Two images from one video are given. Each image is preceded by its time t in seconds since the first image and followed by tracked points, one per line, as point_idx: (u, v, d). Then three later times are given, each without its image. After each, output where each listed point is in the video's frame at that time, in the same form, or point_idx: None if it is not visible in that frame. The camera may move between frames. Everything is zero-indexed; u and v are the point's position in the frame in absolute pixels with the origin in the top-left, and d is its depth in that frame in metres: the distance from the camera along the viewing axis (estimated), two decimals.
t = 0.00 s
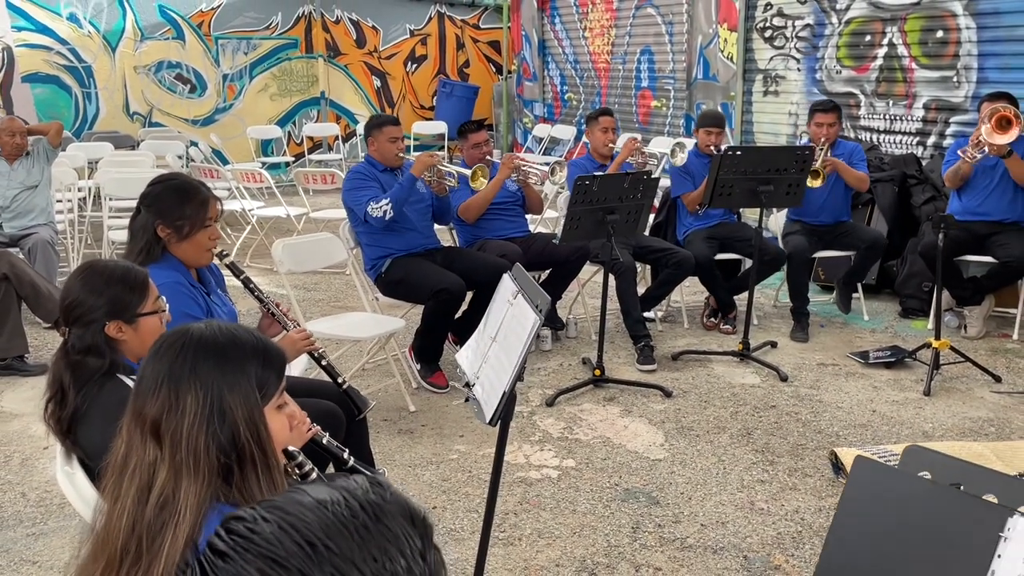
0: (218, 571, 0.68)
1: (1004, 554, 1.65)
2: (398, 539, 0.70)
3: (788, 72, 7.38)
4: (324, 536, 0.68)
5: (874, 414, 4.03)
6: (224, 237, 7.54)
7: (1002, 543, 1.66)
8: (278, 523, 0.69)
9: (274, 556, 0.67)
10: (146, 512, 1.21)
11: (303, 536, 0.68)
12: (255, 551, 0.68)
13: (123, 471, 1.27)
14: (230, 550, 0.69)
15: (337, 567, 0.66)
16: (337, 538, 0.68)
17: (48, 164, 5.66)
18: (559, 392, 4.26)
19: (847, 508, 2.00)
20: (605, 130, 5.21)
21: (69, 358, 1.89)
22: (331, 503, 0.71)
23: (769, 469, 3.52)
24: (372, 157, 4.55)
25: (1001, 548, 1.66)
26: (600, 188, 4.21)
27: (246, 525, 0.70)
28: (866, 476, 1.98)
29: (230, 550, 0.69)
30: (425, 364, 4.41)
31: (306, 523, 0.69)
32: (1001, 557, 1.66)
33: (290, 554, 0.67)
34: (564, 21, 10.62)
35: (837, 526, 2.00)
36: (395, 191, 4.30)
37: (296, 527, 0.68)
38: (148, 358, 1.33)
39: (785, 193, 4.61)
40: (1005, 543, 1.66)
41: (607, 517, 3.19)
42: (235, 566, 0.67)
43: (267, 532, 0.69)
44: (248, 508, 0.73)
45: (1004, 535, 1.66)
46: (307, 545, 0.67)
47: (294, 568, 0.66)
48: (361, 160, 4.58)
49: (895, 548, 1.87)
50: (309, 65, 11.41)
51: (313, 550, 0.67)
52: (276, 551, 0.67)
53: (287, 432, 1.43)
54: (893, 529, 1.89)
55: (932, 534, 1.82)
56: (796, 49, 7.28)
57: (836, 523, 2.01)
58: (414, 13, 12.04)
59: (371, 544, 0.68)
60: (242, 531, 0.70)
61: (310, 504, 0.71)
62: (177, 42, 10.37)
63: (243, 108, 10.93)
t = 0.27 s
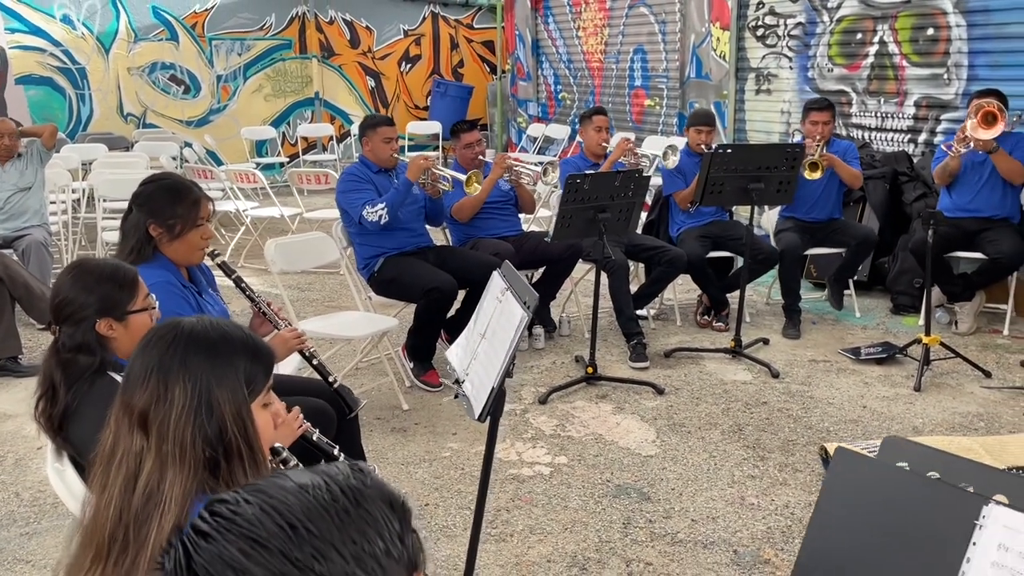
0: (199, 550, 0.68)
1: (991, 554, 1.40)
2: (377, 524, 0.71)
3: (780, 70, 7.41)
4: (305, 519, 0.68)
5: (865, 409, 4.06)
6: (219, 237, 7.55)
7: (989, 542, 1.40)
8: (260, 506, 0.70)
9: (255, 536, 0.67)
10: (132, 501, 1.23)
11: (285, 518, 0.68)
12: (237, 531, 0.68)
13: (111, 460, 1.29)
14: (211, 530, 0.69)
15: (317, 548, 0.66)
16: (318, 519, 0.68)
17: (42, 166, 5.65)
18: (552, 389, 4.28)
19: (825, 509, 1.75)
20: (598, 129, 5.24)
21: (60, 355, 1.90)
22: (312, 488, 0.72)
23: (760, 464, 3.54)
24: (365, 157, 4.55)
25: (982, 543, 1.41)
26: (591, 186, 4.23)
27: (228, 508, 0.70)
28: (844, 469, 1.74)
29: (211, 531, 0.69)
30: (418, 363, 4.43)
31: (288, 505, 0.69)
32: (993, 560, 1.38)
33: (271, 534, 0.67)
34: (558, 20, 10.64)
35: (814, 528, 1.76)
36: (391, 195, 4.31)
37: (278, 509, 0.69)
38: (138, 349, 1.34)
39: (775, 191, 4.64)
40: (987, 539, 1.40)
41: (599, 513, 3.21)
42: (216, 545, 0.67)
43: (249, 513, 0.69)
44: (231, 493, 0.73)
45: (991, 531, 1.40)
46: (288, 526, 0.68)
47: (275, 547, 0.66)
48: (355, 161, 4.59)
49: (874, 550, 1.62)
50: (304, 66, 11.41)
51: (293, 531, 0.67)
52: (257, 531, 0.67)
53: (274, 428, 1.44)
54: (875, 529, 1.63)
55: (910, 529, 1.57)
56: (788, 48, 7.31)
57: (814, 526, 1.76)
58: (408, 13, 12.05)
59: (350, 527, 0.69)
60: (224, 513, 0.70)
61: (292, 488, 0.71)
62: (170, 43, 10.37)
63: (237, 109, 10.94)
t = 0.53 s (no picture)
0: (170, 530, 0.71)
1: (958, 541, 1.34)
2: (343, 507, 0.73)
3: (770, 69, 7.45)
4: (272, 500, 0.71)
5: (852, 405, 4.10)
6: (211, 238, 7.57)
7: (955, 529, 1.31)
8: (230, 488, 0.73)
9: (223, 517, 0.70)
10: (114, 490, 1.27)
11: (253, 500, 0.71)
12: (206, 512, 0.71)
13: (94, 450, 1.32)
14: (182, 511, 0.72)
15: (283, 528, 0.69)
16: (284, 500, 0.71)
17: (35, 169, 5.66)
18: (542, 387, 4.31)
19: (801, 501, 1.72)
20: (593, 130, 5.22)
21: (48, 352, 1.92)
22: (281, 471, 0.75)
23: (747, 460, 3.58)
24: (356, 158, 4.56)
25: (948, 531, 1.32)
26: (580, 185, 4.26)
27: (200, 490, 0.73)
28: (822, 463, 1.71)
29: (182, 511, 0.72)
30: (409, 362, 4.46)
31: (257, 488, 0.72)
32: (959, 548, 1.30)
33: (239, 514, 0.70)
34: (550, 21, 10.67)
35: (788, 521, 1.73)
36: (382, 197, 4.33)
37: (247, 491, 0.72)
38: (123, 342, 1.37)
39: (763, 189, 4.68)
40: (953, 527, 1.31)
41: (587, 509, 3.24)
42: (186, 525, 0.70)
43: (219, 495, 0.72)
44: (203, 476, 0.76)
45: (957, 518, 1.31)
46: (255, 507, 0.71)
47: (242, 527, 0.69)
48: (346, 162, 4.59)
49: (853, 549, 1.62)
50: (297, 66, 11.45)
51: (261, 512, 0.70)
52: (226, 512, 0.70)
53: (254, 421, 1.47)
54: (853, 526, 1.63)
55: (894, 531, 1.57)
56: (777, 47, 7.35)
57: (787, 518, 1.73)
58: (401, 14, 12.08)
59: (316, 509, 0.72)
60: (196, 495, 0.73)
61: (262, 472, 0.74)
62: (163, 44, 10.38)
63: (230, 110, 10.96)
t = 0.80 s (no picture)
0: (132, 517, 0.74)
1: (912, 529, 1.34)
2: (300, 495, 0.77)
3: (759, 70, 7.49)
4: (231, 488, 0.74)
5: (836, 402, 4.14)
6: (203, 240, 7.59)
7: (912, 517, 1.34)
8: (192, 477, 0.76)
9: (184, 504, 0.73)
10: (93, 485, 1.30)
11: (213, 487, 0.74)
12: (168, 499, 0.74)
13: (73, 446, 1.35)
14: (145, 499, 0.75)
15: (241, 515, 0.73)
16: (242, 487, 0.74)
17: (26, 173, 5.74)
18: (530, 386, 4.34)
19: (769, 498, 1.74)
20: (584, 132, 5.24)
21: (31, 352, 1.95)
22: (241, 461, 0.78)
23: (731, 457, 3.62)
24: (344, 159, 4.57)
25: (905, 519, 1.36)
26: (566, 185, 4.30)
27: (162, 479, 0.76)
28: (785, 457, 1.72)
29: (145, 499, 0.75)
30: (398, 361, 4.49)
31: (217, 477, 0.75)
32: (916, 536, 1.33)
33: (199, 502, 0.73)
34: (541, 22, 10.70)
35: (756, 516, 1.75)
36: (370, 199, 4.35)
37: (208, 480, 0.75)
38: (101, 339, 1.39)
39: (748, 189, 4.72)
40: (909, 515, 1.35)
41: (571, 506, 3.28)
42: (148, 512, 0.73)
43: (180, 484, 0.75)
44: (167, 466, 0.79)
45: (913, 507, 1.34)
46: (215, 495, 0.74)
47: (201, 514, 0.72)
48: (334, 163, 4.61)
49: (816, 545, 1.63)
50: (289, 68, 11.48)
51: (220, 499, 0.73)
52: (186, 499, 0.73)
53: (231, 417, 1.50)
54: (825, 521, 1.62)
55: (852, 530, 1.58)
56: (765, 48, 7.39)
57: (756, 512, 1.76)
58: (393, 15, 12.10)
59: (274, 497, 0.75)
60: (158, 483, 0.76)
61: (223, 462, 0.77)
62: (155, 46, 10.38)
63: (222, 111, 10.97)
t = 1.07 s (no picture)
0: (97, 499, 0.77)
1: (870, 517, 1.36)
2: (260, 476, 0.80)
3: (747, 71, 7.54)
4: (192, 471, 0.78)
5: (819, 399, 4.18)
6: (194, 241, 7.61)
7: (870, 505, 1.36)
8: (155, 460, 0.79)
9: (146, 486, 0.76)
10: (72, 476, 1.33)
11: (175, 470, 0.78)
12: (132, 481, 0.77)
13: (51, 439, 1.37)
14: (110, 481, 0.78)
15: (202, 496, 0.76)
16: (202, 470, 0.78)
17: (17, 175, 5.74)
18: (517, 384, 4.38)
19: (734, 493, 1.63)
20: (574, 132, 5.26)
21: (16, 349, 1.98)
22: (203, 445, 0.81)
23: (715, 453, 3.65)
24: (332, 160, 4.60)
25: (863, 508, 1.37)
26: (552, 185, 4.33)
27: (126, 462, 0.80)
28: (753, 448, 1.62)
29: (109, 482, 0.78)
30: (386, 360, 4.52)
31: (179, 460, 0.78)
32: (874, 523, 1.35)
33: (161, 483, 0.77)
34: (532, 23, 10.73)
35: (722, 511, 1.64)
36: (358, 199, 4.38)
37: (170, 463, 0.78)
38: (79, 335, 1.42)
39: (734, 188, 4.75)
40: (867, 503, 1.37)
41: (556, 502, 3.31)
42: (112, 494, 0.77)
43: (143, 466, 0.78)
44: (132, 450, 0.82)
45: (871, 494, 1.36)
46: (176, 476, 0.77)
47: (163, 495, 0.76)
48: (322, 164, 4.63)
49: (787, 541, 1.53)
50: (281, 69, 11.51)
51: (181, 481, 0.77)
52: (149, 481, 0.77)
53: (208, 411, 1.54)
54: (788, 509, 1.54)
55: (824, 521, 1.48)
56: (754, 48, 7.44)
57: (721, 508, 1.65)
58: (385, 16, 12.13)
59: (234, 479, 0.78)
60: (122, 467, 0.79)
61: (185, 446, 0.81)
62: (146, 47, 10.40)
63: (214, 112, 10.99)
